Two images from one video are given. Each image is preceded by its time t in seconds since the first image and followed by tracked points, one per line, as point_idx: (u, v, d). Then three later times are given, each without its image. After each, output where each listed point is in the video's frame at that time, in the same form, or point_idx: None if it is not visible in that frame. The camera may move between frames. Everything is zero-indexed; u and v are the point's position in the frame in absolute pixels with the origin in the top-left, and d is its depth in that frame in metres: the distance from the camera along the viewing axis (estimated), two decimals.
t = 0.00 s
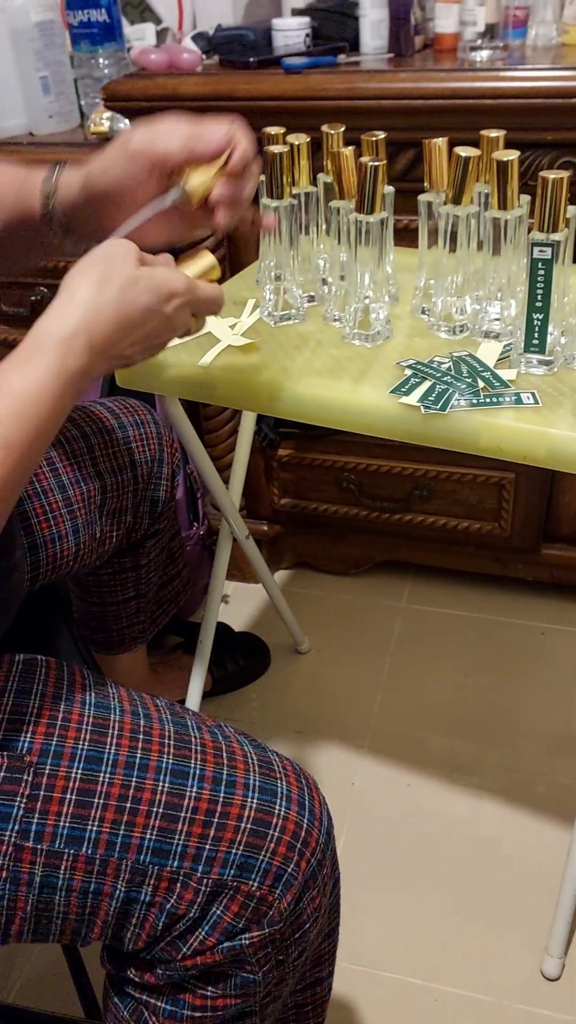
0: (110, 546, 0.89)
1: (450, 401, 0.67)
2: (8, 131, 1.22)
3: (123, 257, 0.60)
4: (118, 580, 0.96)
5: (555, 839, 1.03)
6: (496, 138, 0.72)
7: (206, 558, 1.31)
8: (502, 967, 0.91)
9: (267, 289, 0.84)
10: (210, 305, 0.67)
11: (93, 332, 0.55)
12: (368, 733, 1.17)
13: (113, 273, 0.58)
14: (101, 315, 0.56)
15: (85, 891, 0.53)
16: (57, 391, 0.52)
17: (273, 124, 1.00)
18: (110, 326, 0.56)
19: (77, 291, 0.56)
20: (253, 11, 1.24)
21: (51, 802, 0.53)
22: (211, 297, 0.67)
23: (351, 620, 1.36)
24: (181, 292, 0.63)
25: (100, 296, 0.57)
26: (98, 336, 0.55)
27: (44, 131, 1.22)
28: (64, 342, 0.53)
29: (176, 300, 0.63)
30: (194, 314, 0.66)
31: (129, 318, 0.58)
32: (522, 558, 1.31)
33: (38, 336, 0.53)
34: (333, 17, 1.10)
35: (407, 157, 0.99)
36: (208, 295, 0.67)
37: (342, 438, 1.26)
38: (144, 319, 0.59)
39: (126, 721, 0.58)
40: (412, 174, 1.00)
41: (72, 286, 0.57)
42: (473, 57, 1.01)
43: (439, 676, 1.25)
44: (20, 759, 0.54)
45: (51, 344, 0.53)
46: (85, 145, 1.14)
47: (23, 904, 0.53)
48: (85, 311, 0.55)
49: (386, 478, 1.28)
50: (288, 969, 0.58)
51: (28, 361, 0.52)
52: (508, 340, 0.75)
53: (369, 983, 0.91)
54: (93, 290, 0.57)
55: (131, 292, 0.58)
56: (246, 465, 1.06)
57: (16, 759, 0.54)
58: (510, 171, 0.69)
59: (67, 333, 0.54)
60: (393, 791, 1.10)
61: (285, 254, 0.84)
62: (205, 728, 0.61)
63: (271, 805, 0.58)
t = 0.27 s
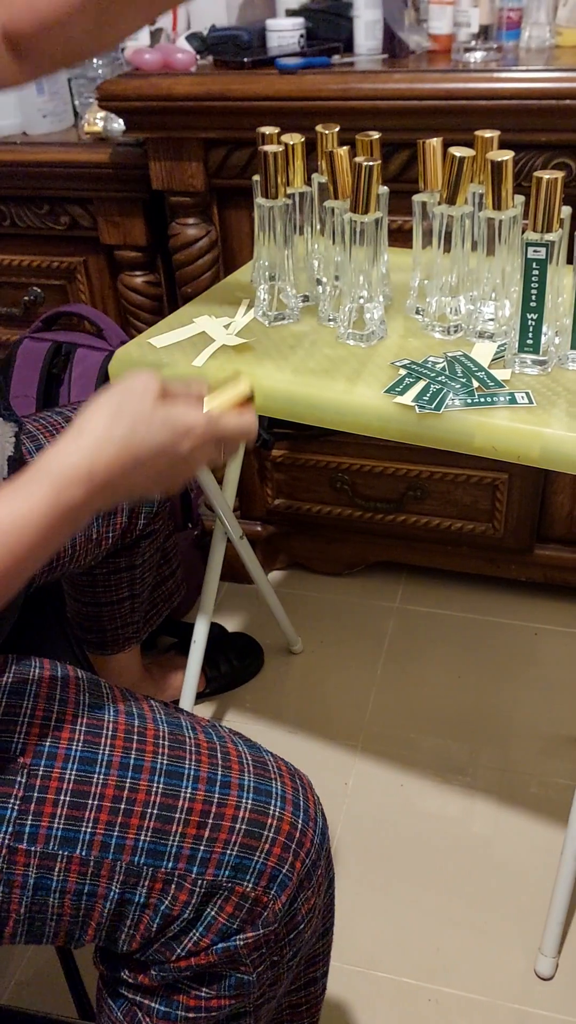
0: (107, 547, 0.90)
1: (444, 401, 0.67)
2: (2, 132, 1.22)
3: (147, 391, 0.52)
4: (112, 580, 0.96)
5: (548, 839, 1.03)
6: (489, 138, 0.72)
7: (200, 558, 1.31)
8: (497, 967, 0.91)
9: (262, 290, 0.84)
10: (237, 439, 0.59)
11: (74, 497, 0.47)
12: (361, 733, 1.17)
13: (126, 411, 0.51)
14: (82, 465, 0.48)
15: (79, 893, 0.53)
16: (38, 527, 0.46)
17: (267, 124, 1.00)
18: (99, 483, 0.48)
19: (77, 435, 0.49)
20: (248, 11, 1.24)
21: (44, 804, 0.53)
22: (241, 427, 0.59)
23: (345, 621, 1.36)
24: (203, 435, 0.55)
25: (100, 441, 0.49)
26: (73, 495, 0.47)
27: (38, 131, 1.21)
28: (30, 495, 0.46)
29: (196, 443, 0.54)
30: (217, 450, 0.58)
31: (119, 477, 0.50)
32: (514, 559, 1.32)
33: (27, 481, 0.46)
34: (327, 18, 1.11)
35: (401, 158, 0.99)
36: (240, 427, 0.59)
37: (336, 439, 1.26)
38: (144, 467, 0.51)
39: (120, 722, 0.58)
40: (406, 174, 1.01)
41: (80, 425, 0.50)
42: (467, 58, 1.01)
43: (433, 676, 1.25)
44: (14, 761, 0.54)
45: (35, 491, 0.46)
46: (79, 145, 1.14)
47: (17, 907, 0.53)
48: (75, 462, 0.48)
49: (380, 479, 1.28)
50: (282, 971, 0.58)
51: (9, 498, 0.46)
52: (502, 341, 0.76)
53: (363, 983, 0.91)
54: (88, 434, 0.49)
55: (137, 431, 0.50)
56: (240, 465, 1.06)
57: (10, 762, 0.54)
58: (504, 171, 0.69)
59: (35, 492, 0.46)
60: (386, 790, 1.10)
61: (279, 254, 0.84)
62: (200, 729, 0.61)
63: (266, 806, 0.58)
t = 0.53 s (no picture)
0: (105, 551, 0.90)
1: (440, 403, 0.67)
2: None
3: (131, 559, 0.58)
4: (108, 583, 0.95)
5: (545, 841, 1.03)
6: (486, 141, 0.73)
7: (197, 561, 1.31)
8: (494, 969, 0.91)
9: (258, 293, 0.84)
10: (208, 607, 0.64)
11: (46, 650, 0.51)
12: (358, 735, 1.17)
13: (106, 576, 0.56)
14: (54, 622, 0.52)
15: (74, 898, 0.53)
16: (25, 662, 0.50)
17: (264, 127, 1.00)
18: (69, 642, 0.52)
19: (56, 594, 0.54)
20: (244, 15, 1.24)
21: (40, 810, 0.53)
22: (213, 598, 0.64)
23: (341, 623, 1.36)
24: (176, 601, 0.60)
25: (77, 598, 0.54)
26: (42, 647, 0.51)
27: (35, 134, 1.21)
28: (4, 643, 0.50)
29: (166, 609, 0.59)
30: (190, 614, 0.63)
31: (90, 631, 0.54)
32: (511, 561, 1.32)
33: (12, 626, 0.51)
34: (323, 22, 1.11)
35: (397, 161, 1.00)
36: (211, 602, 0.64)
37: (332, 441, 1.26)
38: (115, 624, 0.55)
39: (116, 726, 0.58)
40: (402, 177, 1.01)
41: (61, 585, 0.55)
42: (463, 61, 1.01)
43: (429, 679, 1.25)
44: (9, 766, 0.54)
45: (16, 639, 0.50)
46: (75, 147, 1.14)
47: (12, 913, 0.52)
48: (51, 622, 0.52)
49: (376, 481, 1.28)
50: (277, 976, 0.58)
51: None
52: (498, 343, 0.76)
53: (360, 986, 0.90)
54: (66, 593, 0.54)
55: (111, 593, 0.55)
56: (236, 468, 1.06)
57: (5, 767, 0.54)
58: (500, 173, 0.69)
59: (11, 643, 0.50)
60: (383, 793, 1.10)
61: (275, 257, 0.84)
62: (196, 733, 0.61)
63: (261, 810, 0.58)
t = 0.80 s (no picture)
0: (105, 551, 0.90)
1: (439, 404, 0.67)
2: None
3: (146, 582, 0.61)
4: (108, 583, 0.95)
5: (544, 843, 1.03)
6: (485, 142, 0.73)
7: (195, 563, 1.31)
8: (493, 970, 0.91)
9: (256, 295, 0.84)
10: (218, 627, 0.67)
11: (66, 667, 0.54)
12: (357, 736, 1.17)
13: (121, 601, 0.59)
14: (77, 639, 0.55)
15: (76, 898, 0.53)
16: (45, 679, 0.53)
17: (262, 130, 1.00)
18: (87, 663, 0.56)
19: (76, 615, 0.57)
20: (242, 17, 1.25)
21: (42, 809, 0.53)
22: (224, 619, 0.68)
23: (340, 625, 1.36)
24: (190, 625, 0.63)
25: (94, 621, 0.57)
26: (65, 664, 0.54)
27: (33, 135, 1.21)
28: (30, 660, 0.53)
29: (179, 630, 0.62)
30: (200, 634, 0.66)
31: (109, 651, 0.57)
32: (509, 563, 1.32)
33: (35, 644, 0.54)
34: (321, 25, 1.11)
35: (395, 163, 1.00)
36: (222, 623, 0.67)
37: (331, 443, 1.26)
38: (130, 645, 0.58)
39: (118, 725, 0.58)
40: (400, 179, 1.01)
41: (79, 607, 0.58)
42: (461, 64, 1.01)
43: (428, 680, 1.25)
44: (12, 766, 0.54)
45: (39, 657, 0.53)
46: (73, 149, 1.14)
47: (13, 913, 0.52)
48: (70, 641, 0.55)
49: (375, 483, 1.28)
50: (278, 974, 0.58)
51: (14, 657, 0.53)
52: (497, 345, 0.76)
53: (359, 988, 0.90)
54: (86, 614, 0.57)
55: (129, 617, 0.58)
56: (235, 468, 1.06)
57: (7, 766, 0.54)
58: (499, 175, 0.69)
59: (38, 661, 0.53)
60: (382, 795, 1.10)
61: (273, 260, 0.84)
62: (197, 732, 0.61)
63: (263, 809, 0.58)
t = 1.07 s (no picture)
0: (104, 551, 0.90)
1: (437, 405, 0.67)
2: None
3: (149, 584, 0.61)
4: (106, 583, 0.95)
5: (542, 843, 1.03)
6: (482, 143, 0.73)
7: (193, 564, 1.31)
8: (491, 971, 0.91)
9: (254, 295, 0.83)
10: (218, 628, 0.67)
11: (68, 668, 0.54)
12: (354, 736, 1.17)
13: (124, 603, 0.59)
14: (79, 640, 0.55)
15: (75, 898, 0.53)
16: (44, 683, 0.53)
17: (259, 130, 1.00)
18: (89, 665, 0.56)
19: (78, 617, 0.57)
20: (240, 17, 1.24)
21: (41, 809, 0.53)
22: (225, 620, 0.68)
23: (338, 625, 1.36)
24: (193, 628, 0.63)
25: (97, 623, 0.57)
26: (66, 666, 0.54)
27: (31, 136, 1.21)
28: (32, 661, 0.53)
29: (178, 630, 0.62)
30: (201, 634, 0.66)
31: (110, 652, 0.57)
32: (507, 563, 1.32)
33: (37, 645, 0.54)
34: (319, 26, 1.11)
35: (393, 164, 1.00)
36: (223, 624, 0.67)
37: (328, 444, 1.26)
38: (131, 646, 0.58)
39: (117, 724, 0.58)
40: (398, 180, 1.01)
41: (82, 607, 0.58)
42: (459, 65, 1.01)
43: (425, 681, 1.25)
44: (10, 766, 0.54)
45: (41, 658, 0.53)
46: (70, 149, 1.14)
47: (12, 914, 0.52)
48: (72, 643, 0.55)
49: (373, 484, 1.28)
50: (277, 974, 0.58)
51: (15, 658, 0.53)
52: (495, 346, 0.76)
53: (357, 989, 0.90)
54: (87, 615, 0.57)
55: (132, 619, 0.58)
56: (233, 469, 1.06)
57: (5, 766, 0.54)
58: (496, 175, 0.69)
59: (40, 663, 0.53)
60: (380, 795, 1.10)
61: (271, 260, 0.84)
62: (196, 732, 0.61)
63: (262, 808, 0.57)
